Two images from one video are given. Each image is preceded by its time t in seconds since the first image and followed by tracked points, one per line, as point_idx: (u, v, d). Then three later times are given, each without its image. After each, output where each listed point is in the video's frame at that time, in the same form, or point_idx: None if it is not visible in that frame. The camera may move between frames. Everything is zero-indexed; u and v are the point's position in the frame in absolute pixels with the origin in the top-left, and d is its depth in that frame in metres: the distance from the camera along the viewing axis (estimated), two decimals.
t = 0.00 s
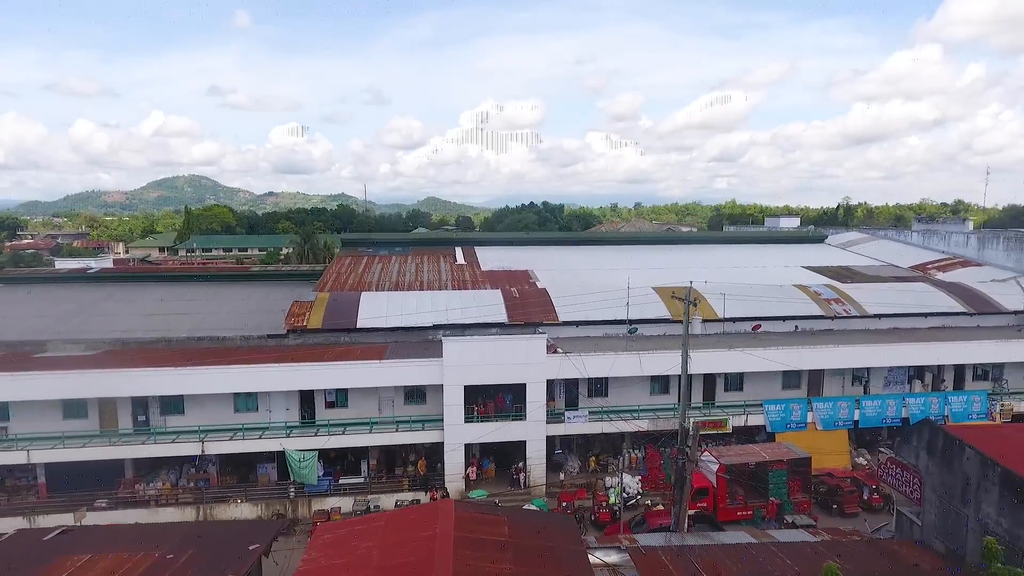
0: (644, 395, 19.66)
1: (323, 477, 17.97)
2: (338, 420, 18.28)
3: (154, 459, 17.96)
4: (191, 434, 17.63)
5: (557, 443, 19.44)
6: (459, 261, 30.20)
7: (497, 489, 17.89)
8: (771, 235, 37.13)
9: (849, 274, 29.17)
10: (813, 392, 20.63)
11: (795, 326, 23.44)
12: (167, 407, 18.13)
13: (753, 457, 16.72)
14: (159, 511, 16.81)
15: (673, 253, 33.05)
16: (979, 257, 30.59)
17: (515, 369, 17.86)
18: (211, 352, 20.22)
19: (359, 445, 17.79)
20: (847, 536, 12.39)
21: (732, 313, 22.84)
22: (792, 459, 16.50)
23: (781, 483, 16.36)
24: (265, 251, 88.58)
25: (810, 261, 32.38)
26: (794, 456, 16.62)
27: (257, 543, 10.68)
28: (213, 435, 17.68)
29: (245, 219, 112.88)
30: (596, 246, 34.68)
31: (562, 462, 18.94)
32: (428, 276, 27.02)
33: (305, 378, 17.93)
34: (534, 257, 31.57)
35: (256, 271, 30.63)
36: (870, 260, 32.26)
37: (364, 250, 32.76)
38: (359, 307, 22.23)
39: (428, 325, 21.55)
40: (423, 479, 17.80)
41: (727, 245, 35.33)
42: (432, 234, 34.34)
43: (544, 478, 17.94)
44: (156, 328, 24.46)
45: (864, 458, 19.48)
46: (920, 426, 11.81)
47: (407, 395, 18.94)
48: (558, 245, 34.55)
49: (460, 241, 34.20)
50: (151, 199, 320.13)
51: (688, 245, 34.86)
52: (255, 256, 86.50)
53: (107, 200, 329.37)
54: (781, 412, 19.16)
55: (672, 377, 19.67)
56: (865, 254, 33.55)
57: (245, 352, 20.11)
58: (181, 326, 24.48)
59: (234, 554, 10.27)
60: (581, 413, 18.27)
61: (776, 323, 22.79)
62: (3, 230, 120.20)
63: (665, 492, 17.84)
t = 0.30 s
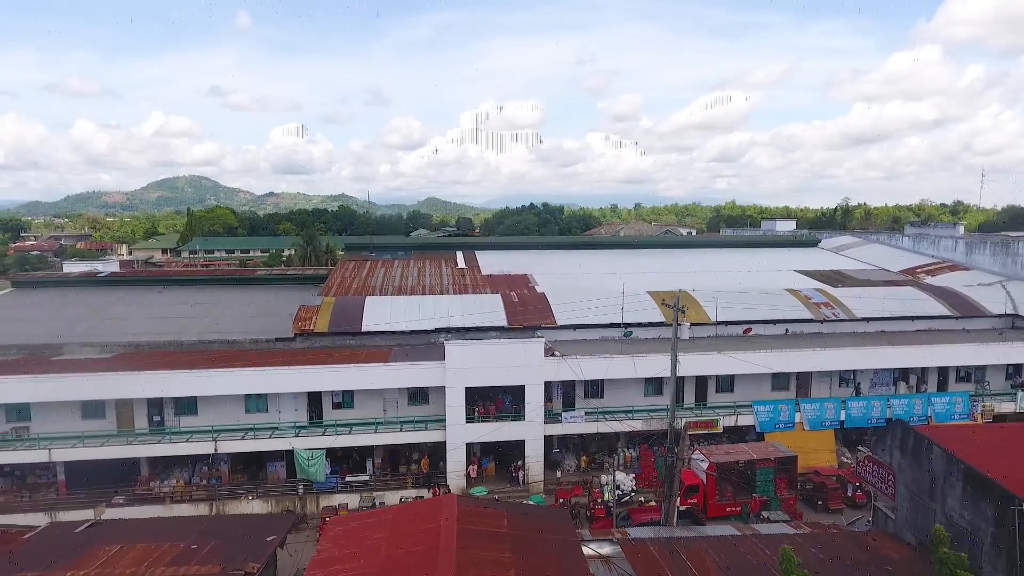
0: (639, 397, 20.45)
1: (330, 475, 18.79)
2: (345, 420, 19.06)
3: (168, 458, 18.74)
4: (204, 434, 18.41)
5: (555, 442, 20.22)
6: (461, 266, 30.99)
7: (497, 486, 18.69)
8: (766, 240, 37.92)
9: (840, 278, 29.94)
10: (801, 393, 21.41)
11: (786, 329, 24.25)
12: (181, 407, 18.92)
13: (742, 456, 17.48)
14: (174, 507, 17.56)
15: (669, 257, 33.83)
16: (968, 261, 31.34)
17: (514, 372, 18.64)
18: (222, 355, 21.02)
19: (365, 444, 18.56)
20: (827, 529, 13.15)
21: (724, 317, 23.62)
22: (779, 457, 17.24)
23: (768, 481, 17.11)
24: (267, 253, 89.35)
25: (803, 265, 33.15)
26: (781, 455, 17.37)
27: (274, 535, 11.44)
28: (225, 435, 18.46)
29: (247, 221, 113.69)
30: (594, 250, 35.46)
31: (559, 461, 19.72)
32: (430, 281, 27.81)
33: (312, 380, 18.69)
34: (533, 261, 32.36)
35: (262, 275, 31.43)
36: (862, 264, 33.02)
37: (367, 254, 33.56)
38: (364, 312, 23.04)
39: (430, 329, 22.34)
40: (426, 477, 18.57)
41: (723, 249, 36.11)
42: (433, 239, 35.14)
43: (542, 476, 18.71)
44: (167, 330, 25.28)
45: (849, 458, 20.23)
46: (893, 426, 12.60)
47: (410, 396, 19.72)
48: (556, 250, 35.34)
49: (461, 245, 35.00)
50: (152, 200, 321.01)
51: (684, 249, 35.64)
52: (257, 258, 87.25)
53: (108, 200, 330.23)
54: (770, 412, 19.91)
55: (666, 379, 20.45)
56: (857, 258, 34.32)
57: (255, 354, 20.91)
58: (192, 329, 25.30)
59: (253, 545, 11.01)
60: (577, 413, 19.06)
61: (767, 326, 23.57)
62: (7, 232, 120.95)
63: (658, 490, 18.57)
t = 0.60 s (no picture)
0: (633, 398, 21.25)
1: (337, 473, 19.57)
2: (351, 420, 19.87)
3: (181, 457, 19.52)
4: (216, 434, 19.20)
5: (552, 442, 21.01)
6: (462, 269, 31.79)
7: (497, 484, 19.47)
8: (761, 243, 38.69)
9: (831, 282, 30.73)
10: (790, 395, 22.21)
11: (777, 332, 25.04)
12: (194, 408, 19.72)
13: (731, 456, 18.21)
14: (187, 503, 18.35)
15: (665, 261, 34.61)
16: (956, 265, 32.09)
17: (513, 375, 19.42)
18: (232, 358, 21.83)
19: (370, 443, 19.36)
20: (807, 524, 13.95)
21: (717, 321, 24.42)
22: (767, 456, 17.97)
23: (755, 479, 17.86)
24: (269, 255, 90.08)
25: (796, 269, 33.93)
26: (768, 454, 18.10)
27: (288, 528, 12.24)
28: (236, 434, 19.25)
29: (249, 222, 114.37)
30: (592, 254, 36.23)
31: (556, 459, 20.52)
32: (432, 285, 28.61)
33: (320, 382, 19.48)
34: (532, 265, 33.15)
35: (268, 278, 32.23)
36: (854, 269, 33.78)
37: (370, 258, 34.37)
38: (368, 316, 23.83)
39: (432, 333, 23.16)
40: (429, 474, 19.38)
41: (718, 253, 36.90)
42: (435, 243, 35.93)
43: (540, 474, 19.50)
44: (177, 332, 26.06)
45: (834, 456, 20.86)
46: (869, 427, 13.37)
47: (413, 398, 20.53)
48: (555, 253, 36.09)
49: (462, 249, 35.79)
50: (153, 200, 321.77)
51: (680, 254, 36.44)
52: (259, 259, 87.98)
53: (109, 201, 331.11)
54: (760, 414, 20.66)
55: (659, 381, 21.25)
56: (849, 263, 35.09)
57: (263, 357, 21.72)
58: (200, 331, 26.09)
59: (269, 537, 11.79)
60: (573, 414, 19.86)
61: (757, 330, 24.38)
62: (9, 233, 121.61)
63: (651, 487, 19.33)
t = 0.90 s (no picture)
0: (628, 400, 22.03)
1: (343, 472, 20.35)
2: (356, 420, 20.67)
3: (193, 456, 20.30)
4: (227, 434, 19.99)
5: (550, 442, 21.80)
6: (463, 273, 32.58)
7: (498, 482, 20.24)
8: (756, 247, 39.46)
9: (823, 286, 31.50)
10: (780, 396, 22.98)
11: (768, 335, 25.81)
12: (206, 409, 20.52)
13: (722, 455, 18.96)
14: (200, 500, 19.14)
15: (662, 265, 35.37)
16: (945, 270, 32.85)
17: (512, 377, 20.20)
18: (241, 361, 22.62)
19: (375, 443, 20.15)
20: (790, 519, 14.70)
21: (710, 325, 25.20)
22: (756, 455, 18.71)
23: (745, 477, 18.61)
24: (271, 257, 90.82)
25: (790, 272, 34.70)
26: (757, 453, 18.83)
27: (301, 522, 13.05)
28: (246, 434, 20.04)
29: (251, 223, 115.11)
30: (590, 258, 37.00)
31: (553, 459, 21.30)
32: (434, 289, 29.40)
33: (326, 384, 20.27)
34: (532, 269, 33.92)
35: (273, 282, 33.02)
36: (846, 273, 34.54)
37: (373, 262, 35.16)
38: (372, 320, 24.61)
39: (434, 336, 23.95)
40: (431, 473, 20.17)
41: (714, 257, 37.66)
42: (436, 247, 36.71)
43: (538, 473, 20.28)
44: (186, 335, 26.84)
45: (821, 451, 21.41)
46: (848, 428, 14.15)
47: (416, 399, 21.31)
48: (554, 257, 36.85)
49: (463, 253, 36.57)
50: (154, 201, 322.58)
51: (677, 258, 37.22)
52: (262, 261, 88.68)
53: (110, 201, 331.88)
54: (750, 415, 21.38)
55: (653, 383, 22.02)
56: (842, 266, 35.86)
57: (272, 360, 22.51)
58: (209, 333, 26.86)
59: (283, 531, 12.58)
60: (570, 415, 20.63)
61: (749, 333, 25.16)
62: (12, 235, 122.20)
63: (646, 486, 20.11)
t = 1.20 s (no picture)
0: (624, 400, 22.81)
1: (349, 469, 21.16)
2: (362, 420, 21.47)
3: (204, 455, 21.09)
4: (237, 433, 20.78)
5: (548, 441, 22.60)
6: (463, 277, 33.38)
7: (497, 480, 21.04)
8: (751, 251, 40.23)
9: (815, 289, 32.29)
10: (770, 397, 23.78)
11: (760, 338, 26.60)
12: (217, 410, 21.32)
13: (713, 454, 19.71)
14: (211, 497, 19.94)
15: (658, 268, 36.16)
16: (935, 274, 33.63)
17: (512, 378, 20.98)
18: (250, 363, 23.42)
19: (380, 442, 20.95)
20: (775, 515, 15.44)
21: (703, 328, 26.00)
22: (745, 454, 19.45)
23: (735, 475, 19.36)
24: (273, 258, 91.63)
25: (783, 276, 35.49)
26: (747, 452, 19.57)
27: (312, 515, 13.85)
28: (256, 434, 20.84)
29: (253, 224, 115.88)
30: (589, 261, 37.78)
31: (551, 458, 22.08)
32: (436, 292, 30.18)
33: (333, 385, 21.05)
34: (531, 273, 34.71)
35: (279, 285, 33.80)
36: (839, 276, 35.32)
37: (376, 266, 35.95)
38: (376, 323, 25.42)
39: (437, 339, 24.74)
40: (433, 471, 20.97)
41: (709, 260, 38.44)
42: (437, 251, 37.50)
43: (536, 471, 21.08)
44: (195, 337, 27.64)
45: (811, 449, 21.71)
46: (830, 428, 14.92)
47: (419, 400, 22.10)
48: (553, 260, 37.63)
49: (464, 256, 37.36)
50: (156, 202, 323.42)
51: (673, 261, 37.99)
52: (264, 263, 89.53)
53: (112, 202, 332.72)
54: (741, 415, 22.08)
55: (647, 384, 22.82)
56: (834, 270, 36.64)
57: (279, 362, 23.31)
58: (217, 335, 27.67)
59: (296, 524, 13.39)
60: (568, 415, 21.42)
61: (741, 336, 25.95)
62: (16, 236, 123.07)
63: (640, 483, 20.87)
